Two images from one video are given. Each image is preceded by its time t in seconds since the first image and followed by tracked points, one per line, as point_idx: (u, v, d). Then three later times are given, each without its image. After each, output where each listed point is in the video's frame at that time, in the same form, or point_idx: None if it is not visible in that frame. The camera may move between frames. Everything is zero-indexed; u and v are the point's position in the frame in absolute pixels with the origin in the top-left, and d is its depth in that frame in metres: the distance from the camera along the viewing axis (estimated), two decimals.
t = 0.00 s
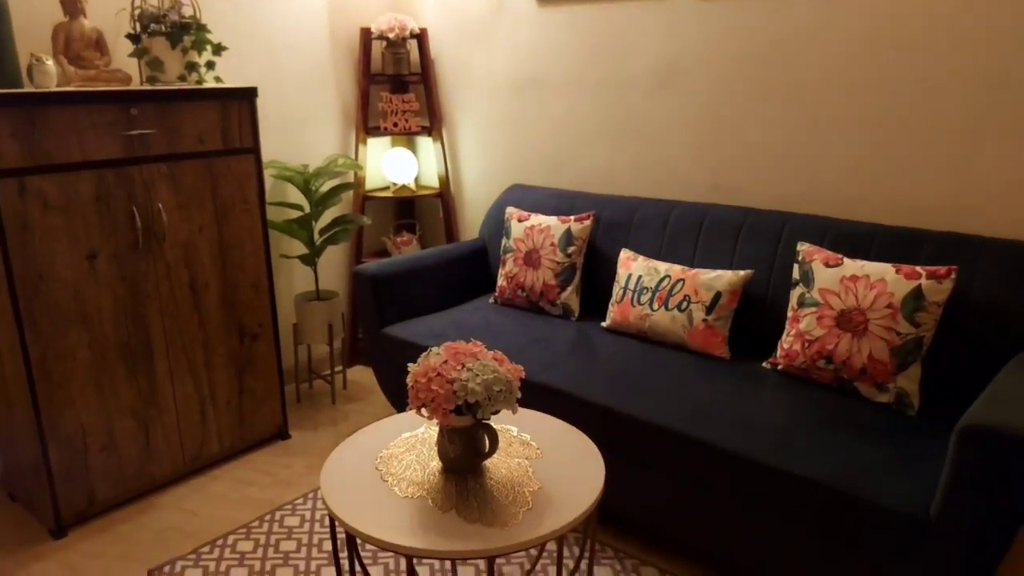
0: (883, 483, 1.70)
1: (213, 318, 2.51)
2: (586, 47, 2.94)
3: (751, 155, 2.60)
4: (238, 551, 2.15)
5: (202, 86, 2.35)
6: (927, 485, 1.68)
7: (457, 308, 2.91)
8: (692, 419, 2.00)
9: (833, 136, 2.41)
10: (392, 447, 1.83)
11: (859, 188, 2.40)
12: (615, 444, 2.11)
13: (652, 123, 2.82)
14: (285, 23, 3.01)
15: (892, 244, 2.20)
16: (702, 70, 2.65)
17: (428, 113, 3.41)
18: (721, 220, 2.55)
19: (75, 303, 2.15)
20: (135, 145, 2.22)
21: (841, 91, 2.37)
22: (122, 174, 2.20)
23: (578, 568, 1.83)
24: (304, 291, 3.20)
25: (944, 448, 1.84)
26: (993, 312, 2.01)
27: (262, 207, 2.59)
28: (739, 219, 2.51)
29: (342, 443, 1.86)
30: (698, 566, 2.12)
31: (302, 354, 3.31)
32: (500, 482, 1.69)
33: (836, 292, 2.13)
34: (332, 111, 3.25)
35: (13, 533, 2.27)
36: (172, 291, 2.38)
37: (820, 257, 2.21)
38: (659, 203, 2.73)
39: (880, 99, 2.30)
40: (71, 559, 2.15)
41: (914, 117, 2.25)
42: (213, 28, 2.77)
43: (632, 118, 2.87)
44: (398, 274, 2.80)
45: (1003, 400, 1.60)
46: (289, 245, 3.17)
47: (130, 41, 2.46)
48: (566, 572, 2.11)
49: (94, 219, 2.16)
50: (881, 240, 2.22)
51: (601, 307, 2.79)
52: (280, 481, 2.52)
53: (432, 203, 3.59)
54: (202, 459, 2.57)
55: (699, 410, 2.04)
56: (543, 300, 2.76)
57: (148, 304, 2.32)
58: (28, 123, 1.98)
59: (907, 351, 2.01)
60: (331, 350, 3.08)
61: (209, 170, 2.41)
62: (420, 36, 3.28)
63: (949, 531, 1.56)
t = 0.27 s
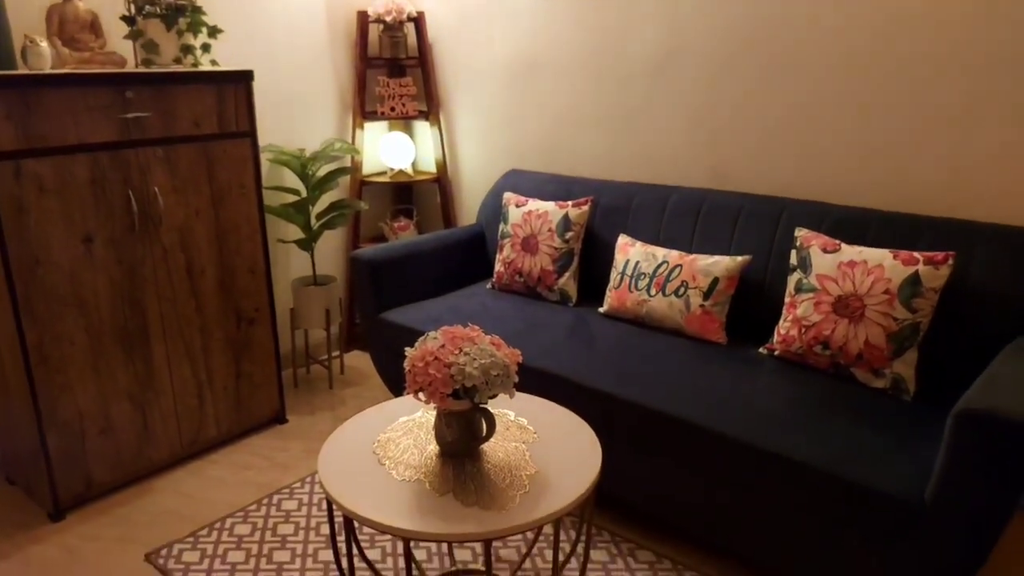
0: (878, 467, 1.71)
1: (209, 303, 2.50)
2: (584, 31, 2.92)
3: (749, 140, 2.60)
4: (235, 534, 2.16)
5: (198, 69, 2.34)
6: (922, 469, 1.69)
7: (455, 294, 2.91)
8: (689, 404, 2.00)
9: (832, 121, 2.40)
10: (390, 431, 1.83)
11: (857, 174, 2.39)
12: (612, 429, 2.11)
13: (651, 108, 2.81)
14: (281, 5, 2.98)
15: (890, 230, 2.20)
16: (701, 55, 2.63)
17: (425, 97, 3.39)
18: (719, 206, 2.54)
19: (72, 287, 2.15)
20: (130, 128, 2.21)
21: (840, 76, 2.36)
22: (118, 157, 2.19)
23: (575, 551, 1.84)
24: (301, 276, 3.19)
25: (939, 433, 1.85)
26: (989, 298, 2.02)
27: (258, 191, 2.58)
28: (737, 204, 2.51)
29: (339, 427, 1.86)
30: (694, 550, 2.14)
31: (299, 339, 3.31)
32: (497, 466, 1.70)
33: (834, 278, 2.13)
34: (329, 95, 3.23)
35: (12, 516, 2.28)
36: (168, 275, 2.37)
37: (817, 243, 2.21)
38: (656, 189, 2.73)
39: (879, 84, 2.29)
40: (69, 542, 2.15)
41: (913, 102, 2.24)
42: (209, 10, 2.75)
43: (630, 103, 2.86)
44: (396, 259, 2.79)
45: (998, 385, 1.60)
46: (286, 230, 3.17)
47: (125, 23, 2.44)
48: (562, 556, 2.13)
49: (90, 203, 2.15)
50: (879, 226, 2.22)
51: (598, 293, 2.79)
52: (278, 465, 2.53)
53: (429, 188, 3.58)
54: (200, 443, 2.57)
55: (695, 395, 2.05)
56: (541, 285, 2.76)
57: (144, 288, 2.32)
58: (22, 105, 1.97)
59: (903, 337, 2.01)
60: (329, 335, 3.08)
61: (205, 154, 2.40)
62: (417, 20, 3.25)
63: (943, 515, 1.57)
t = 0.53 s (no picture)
0: (876, 451, 1.72)
1: (207, 288, 2.50)
2: (583, 14, 2.90)
3: (749, 124, 2.58)
4: (235, 518, 2.17)
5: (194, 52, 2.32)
6: (919, 453, 1.70)
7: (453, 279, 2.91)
8: (688, 388, 2.00)
9: (832, 105, 2.39)
10: (389, 415, 1.84)
11: (858, 158, 2.38)
12: (611, 413, 2.12)
13: (650, 92, 2.79)
14: None
15: (890, 215, 2.19)
16: (702, 38, 2.62)
17: (423, 82, 3.37)
18: (718, 190, 2.53)
19: (70, 272, 2.14)
20: (127, 112, 2.19)
21: (841, 60, 2.34)
22: (115, 141, 2.18)
23: (573, 534, 1.85)
24: (300, 261, 3.18)
25: (937, 416, 1.86)
26: (987, 281, 2.02)
27: (256, 176, 2.56)
28: (737, 189, 2.50)
29: (338, 411, 1.86)
30: (692, 533, 2.15)
31: (298, 324, 3.31)
32: (496, 449, 1.70)
33: (833, 263, 2.12)
34: (327, 79, 3.21)
35: (12, 500, 2.28)
36: (166, 260, 2.37)
37: (817, 227, 2.21)
38: (656, 173, 2.72)
39: (881, 67, 2.28)
40: (70, 526, 2.16)
41: (915, 85, 2.23)
42: None
43: (630, 87, 2.84)
44: (394, 244, 2.79)
45: (997, 369, 1.61)
46: (284, 215, 3.16)
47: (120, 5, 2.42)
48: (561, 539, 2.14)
49: (88, 187, 2.14)
50: (879, 210, 2.22)
51: (597, 278, 2.79)
52: (277, 450, 2.53)
53: (428, 173, 3.57)
54: (199, 428, 2.58)
55: (694, 379, 2.05)
56: (540, 271, 2.75)
57: (142, 273, 2.31)
58: (18, 88, 1.95)
59: (902, 321, 2.01)
60: (327, 320, 3.08)
61: (202, 138, 2.39)
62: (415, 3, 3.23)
63: (940, 498, 1.58)
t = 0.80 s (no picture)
0: (873, 433, 1.72)
1: (205, 273, 2.49)
2: None
3: (748, 106, 2.57)
4: (235, 502, 2.18)
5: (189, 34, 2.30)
6: (916, 434, 1.70)
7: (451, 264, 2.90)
8: (686, 371, 2.01)
9: (832, 87, 2.38)
10: (387, 399, 1.84)
11: (857, 140, 2.37)
12: (609, 396, 2.12)
13: (649, 74, 2.78)
14: None
15: (889, 197, 2.18)
16: (701, 20, 2.60)
17: (420, 64, 3.35)
18: (716, 173, 2.53)
19: (66, 256, 2.13)
20: (122, 95, 2.18)
21: (841, 41, 2.33)
22: (109, 125, 2.16)
23: (571, 516, 1.86)
24: (297, 246, 3.17)
25: (934, 398, 1.86)
26: (986, 264, 2.02)
27: (252, 159, 2.55)
28: (736, 172, 2.49)
29: (337, 395, 1.86)
30: (690, 514, 2.16)
31: (295, 309, 3.31)
32: (494, 432, 1.70)
33: (832, 246, 2.12)
34: (323, 62, 3.18)
35: (11, 484, 2.29)
36: (163, 244, 2.36)
37: (816, 210, 2.20)
38: (654, 156, 2.71)
39: (881, 49, 2.26)
40: (69, 510, 2.16)
41: (915, 67, 2.22)
42: None
43: (629, 69, 2.82)
44: (391, 228, 2.78)
45: (994, 351, 1.61)
46: (280, 199, 3.14)
47: None
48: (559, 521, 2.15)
49: (83, 171, 2.13)
50: (878, 193, 2.21)
51: (595, 262, 2.79)
52: (276, 434, 2.54)
53: (425, 156, 3.55)
54: (198, 413, 2.58)
55: (692, 363, 2.05)
56: (538, 255, 2.75)
57: (139, 257, 2.30)
58: (11, 71, 1.93)
59: (900, 304, 2.01)
60: (325, 305, 3.08)
61: (197, 122, 2.37)
62: None
63: (937, 479, 1.59)
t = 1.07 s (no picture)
0: (871, 414, 1.73)
1: (202, 256, 2.48)
2: None
3: (747, 88, 2.56)
4: (234, 484, 2.18)
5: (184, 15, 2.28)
6: (913, 415, 1.71)
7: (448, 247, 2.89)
8: (684, 353, 2.01)
9: (832, 68, 2.37)
10: (385, 381, 1.84)
11: (857, 122, 2.36)
12: (607, 379, 2.12)
13: (648, 56, 2.76)
14: None
15: (888, 179, 2.18)
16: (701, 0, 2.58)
17: (417, 46, 3.32)
18: (715, 155, 2.52)
19: (62, 239, 2.13)
20: (116, 77, 2.16)
21: (841, 22, 2.31)
22: (104, 107, 2.15)
23: (570, 497, 1.87)
24: (294, 229, 3.16)
25: (932, 380, 1.87)
26: (985, 245, 2.01)
27: (249, 142, 2.53)
28: (734, 154, 2.48)
29: (335, 377, 1.86)
30: (687, 496, 2.17)
31: (293, 293, 3.30)
32: (493, 414, 1.70)
33: (830, 227, 2.12)
34: (319, 43, 3.16)
35: (11, 468, 2.29)
36: (159, 227, 2.35)
37: (814, 191, 2.20)
38: (653, 138, 2.69)
39: (881, 29, 2.25)
40: (69, 493, 2.17)
41: (915, 48, 2.21)
42: None
43: (628, 51, 2.81)
44: (389, 211, 2.77)
45: (992, 331, 1.61)
46: (277, 182, 3.13)
47: None
48: (558, 501, 2.16)
49: (78, 154, 2.11)
50: (877, 174, 2.21)
51: (593, 245, 2.78)
52: (275, 417, 2.54)
53: (422, 139, 3.53)
54: (197, 396, 2.58)
55: (690, 344, 2.05)
56: (536, 238, 2.74)
57: (135, 241, 2.30)
58: (4, 52, 1.91)
59: (899, 286, 2.01)
60: (323, 288, 3.07)
61: (193, 104, 2.35)
62: None
63: (934, 459, 1.60)
